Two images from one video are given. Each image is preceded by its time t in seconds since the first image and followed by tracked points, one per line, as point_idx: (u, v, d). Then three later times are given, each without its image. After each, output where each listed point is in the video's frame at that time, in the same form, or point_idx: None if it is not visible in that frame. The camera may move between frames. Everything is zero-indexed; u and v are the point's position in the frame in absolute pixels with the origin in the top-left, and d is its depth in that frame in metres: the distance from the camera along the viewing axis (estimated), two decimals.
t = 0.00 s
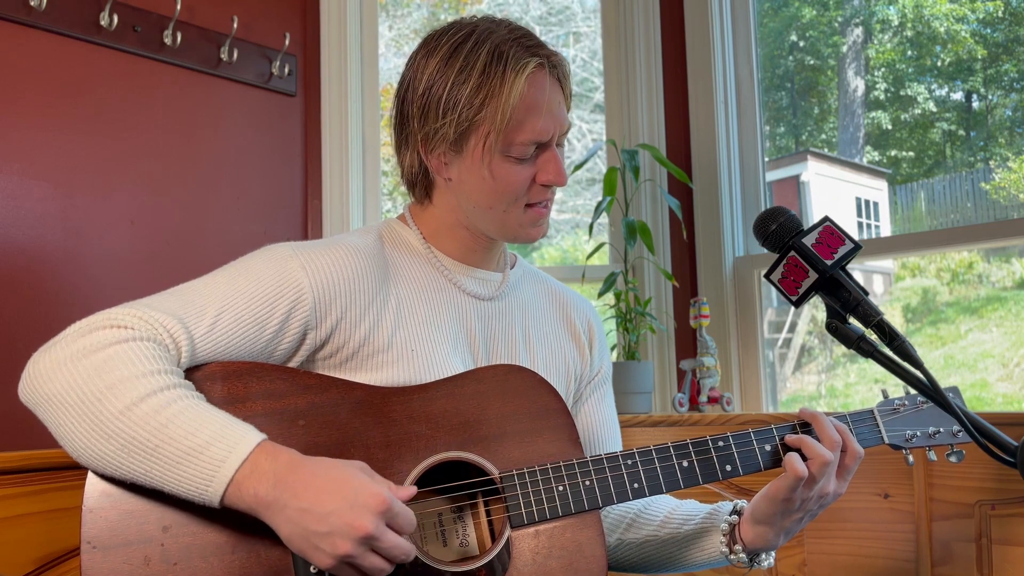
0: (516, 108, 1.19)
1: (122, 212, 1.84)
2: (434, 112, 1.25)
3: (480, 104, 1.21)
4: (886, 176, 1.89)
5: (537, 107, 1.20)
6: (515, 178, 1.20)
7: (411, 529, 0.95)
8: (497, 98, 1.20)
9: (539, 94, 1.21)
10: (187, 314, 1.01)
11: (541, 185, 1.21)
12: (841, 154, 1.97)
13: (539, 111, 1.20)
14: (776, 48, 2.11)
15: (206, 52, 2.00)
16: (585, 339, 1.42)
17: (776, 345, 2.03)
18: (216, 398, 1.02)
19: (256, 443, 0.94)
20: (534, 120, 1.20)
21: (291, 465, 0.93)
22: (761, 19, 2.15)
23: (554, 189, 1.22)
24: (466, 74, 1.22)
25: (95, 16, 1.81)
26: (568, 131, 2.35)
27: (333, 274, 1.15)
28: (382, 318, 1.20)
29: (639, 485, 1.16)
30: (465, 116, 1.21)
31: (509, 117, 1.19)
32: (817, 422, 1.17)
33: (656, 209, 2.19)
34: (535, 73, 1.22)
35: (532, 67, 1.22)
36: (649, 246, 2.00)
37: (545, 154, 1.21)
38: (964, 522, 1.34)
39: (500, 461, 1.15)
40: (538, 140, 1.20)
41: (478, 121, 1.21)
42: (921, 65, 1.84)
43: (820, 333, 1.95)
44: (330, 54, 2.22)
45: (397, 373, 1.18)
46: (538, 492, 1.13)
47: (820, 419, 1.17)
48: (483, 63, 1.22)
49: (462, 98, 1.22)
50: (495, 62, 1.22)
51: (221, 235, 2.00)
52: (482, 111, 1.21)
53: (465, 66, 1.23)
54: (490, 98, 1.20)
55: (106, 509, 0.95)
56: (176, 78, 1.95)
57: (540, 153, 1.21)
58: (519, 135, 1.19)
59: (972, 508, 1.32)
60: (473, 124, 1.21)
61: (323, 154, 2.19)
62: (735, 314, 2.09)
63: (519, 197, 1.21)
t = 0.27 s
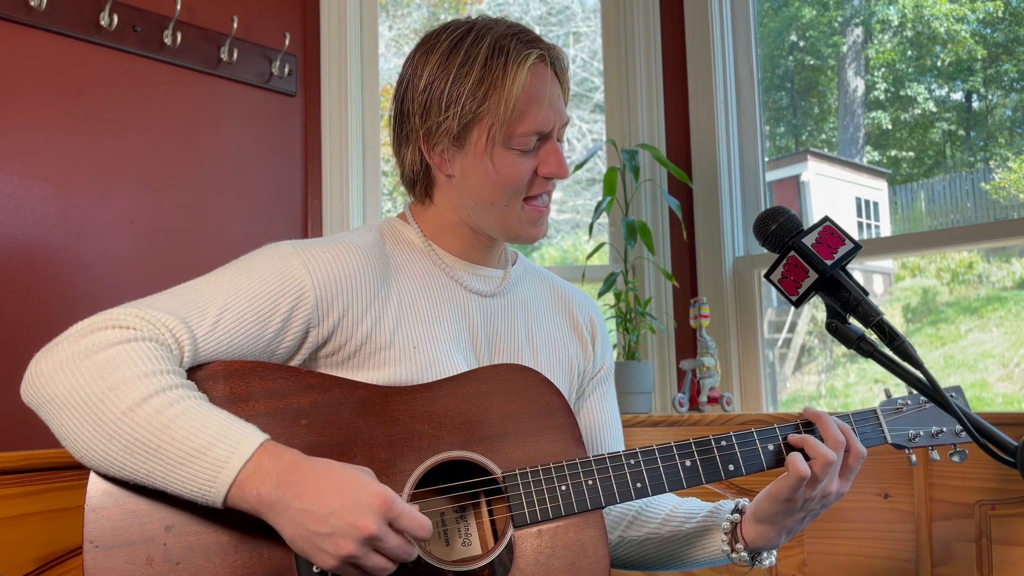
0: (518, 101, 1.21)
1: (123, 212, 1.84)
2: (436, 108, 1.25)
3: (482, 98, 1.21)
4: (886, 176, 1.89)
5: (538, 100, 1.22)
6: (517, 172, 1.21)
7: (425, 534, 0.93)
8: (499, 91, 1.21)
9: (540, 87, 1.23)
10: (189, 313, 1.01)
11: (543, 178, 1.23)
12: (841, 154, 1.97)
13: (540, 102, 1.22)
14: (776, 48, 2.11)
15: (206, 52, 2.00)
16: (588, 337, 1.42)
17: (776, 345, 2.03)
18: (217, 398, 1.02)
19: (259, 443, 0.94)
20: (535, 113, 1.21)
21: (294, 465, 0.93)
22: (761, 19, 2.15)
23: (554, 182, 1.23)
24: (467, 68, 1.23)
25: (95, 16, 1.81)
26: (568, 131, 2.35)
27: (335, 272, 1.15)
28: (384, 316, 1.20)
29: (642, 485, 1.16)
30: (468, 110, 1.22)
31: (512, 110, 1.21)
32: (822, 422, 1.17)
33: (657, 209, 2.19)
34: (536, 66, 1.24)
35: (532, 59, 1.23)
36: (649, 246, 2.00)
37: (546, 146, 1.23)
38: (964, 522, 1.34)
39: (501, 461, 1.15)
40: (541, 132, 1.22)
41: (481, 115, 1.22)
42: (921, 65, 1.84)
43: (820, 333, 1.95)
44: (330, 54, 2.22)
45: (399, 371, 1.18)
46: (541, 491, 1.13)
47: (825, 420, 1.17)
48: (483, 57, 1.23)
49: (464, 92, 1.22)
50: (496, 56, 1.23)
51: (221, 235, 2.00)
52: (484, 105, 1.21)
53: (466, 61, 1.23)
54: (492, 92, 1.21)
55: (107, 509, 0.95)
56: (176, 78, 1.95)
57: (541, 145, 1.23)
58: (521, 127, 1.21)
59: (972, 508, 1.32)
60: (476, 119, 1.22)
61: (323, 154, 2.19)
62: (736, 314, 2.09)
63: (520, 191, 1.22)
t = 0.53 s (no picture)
0: (525, 88, 1.24)
1: (122, 212, 1.84)
2: (444, 111, 1.27)
3: (491, 91, 1.24)
4: (886, 176, 1.89)
5: (544, 84, 1.26)
6: (535, 156, 1.24)
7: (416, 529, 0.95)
8: (506, 82, 1.24)
9: (544, 72, 1.27)
10: (187, 314, 1.01)
11: (559, 159, 1.25)
12: (841, 154, 1.97)
13: (544, 87, 1.25)
14: (776, 48, 2.11)
15: (206, 52, 2.00)
16: (586, 338, 1.42)
17: (776, 345, 2.03)
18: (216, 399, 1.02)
19: (254, 444, 0.94)
20: (542, 96, 1.25)
21: (291, 466, 0.93)
22: (761, 19, 2.15)
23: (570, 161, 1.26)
24: (470, 66, 1.25)
25: (95, 16, 1.81)
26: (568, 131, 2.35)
27: (333, 274, 1.15)
28: (383, 317, 1.20)
29: (641, 483, 1.16)
30: (478, 105, 1.24)
31: (522, 97, 1.24)
32: (828, 422, 1.17)
33: (657, 209, 2.19)
34: (535, 53, 1.27)
35: (530, 46, 1.27)
36: (649, 246, 2.00)
37: (556, 128, 1.26)
38: (964, 522, 1.34)
39: (500, 461, 1.15)
40: (550, 112, 1.26)
41: (492, 108, 1.24)
42: (920, 65, 1.84)
43: (820, 333, 1.95)
44: (330, 54, 2.22)
45: (397, 372, 1.18)
46: (539, 490, 1.13)
47: (829, 421, 1.17)
48: (484, 53, 1.26)
49: (471, 89, 1.25)
50: (495, 50, 1.26)
51: (221, 235, 2.00)
52: (494, 98, 1.24)
53: (467, 59, 1.26)
54: (499, 84, 1.24)
55: (106, 509, 0.95)
56: (176, 78, 1.95)
57: (552, 126, 1.26)
58: (531, 111, 1.24)
59: (972, 508, 1.32)
60: (487, 113, 1.24)
61: (323, 154, 2.19)
62: (736, 314, 2.09)
63: (541, 172, 1.24)
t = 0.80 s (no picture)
0: (523, 95, 1.23)
1: (122, 212, 1.84)
2: (441, 105, 1.27)
3: (490, 92, 1.24)
4: (886, 176, 1.89)
5: (544, 94, 1.25)
6: (525, 165, 1.23)
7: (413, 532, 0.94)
8: (506, 86, 1.23)
9: (546, 82, 1.25)
10: (186, 316, 1.01)
11: (550, 172, 1.24)
12: (841, 154, 1.97)
13: (546, 96, 1.24)
14: (776, 48, 2.11)
15: (206, 52, 2.00)
16: (585, 341, 1.42)
17: (776, 345, 2.03)
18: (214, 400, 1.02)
19: (254, 444, 0.94)
20: (541, 107, 1.24)
21: (289, 464, 0.93)
22: (761, 19, 2.15)
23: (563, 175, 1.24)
24: (473, 65, 1.25)
25: (95, 16, 1.81)
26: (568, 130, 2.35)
27: (332, 275, 1.15)
28: (381, 319, 1.20)
29: (639, 483, 1.16)
30: (474, 105, 1.24)
31: (519, 104, 1.23)
32: (831, 427, 1.16)
33: (657, 209, 2.19)
34: (540, 61, 1.26)
35: (537, 54, 1.26)
36: (649, 246, 2.00)
37: (553, 140, 1.25)
38: (963, 522, 1.34)
39: (499, 461, 1.15)
40: (547, 125, 1.24)
41: (488, 109, 1.24)
42: (920, 65, 1.84)
43: (820, 333, 1.95)
44: (330, 54, 2.22)
45: (396, 374, 1.18)
46: (537, 491, 1.13)
47: (834, 426, 1.16)
48: (489, 54, 1.25)
49: (470, 88, 1.25)
50: (500, 53, 1.26)
51: (221, 235, 2.00)
52: (491, 99, 1.24)
53: (472, 58, 1.26)
54: (499, 87, 1.24)
55: (105, 510, 0.95)
56: (176, 78, 1.95)
57: (549, 139, 1.25)
58: (527, 120, 1.23)
59: (972, 508, 1.33)
60: (483, 113, 1.24)
61: (323, 153, 2.19)
62: (736, 314, 2.09)
63: (530, 183, 1.23)
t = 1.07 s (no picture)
0: (525, 94, 1.23)
1: (122, 212, 1.84)
2: (443, 105, 1.27)
3: (491, 92, 1.24)
4: (886, 176, 1.89)
5: (546, 94, 1.25)
6: (527, 165, 1.22)
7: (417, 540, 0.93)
8: (508, 85, 1.23)
9: (548, 82, 1.26)
10: (187, 316, 1.01)
11: (553, 172, 1.23)
12: (841, 154, 1.97)
13: (547, 96, 1.24)
14: (776, 48, 2.11)
15: (206, 52, 2.00)
16: (584, 344, 1.43)
17: (776, 345, 2.03)
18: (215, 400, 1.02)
19: (254, 448, 0.94)
20: (542, 107, 1.24)
21: (289, 470, 0.93)
22: (761, 19, 2.15)
23: (565, 175, 1.24)
24: (474, 64, 1.25)
25: (95, 16, 1.81)
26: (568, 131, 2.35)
27: (333, 277, 1.15)
28: (382, 320, 1.20)
29: (640, 483, 1.16)
30: (477, 104, 1.24)
31: (522, 103, 1.23)
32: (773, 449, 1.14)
33: (657, 209, 2.19)
34: (541, 60, 1.27)
35: (537, 52, 1.26)
36: (649, 246, 2.00)
37: (556, 141, 1.25)
38: (963, 523, 1.34)
39: (499, 461, 1.15)
40: (550, 127, 1.23)
41: (490, 108, 1.24)
42: (920, 65, 1.84)
43: (820, 333, 1.95)
44: (330, 54, 2.22)
45: (397, 375, 1.18)
46: (538, 490, 1.13)
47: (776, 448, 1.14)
48: (490, 52, 1.26)
49: (472, 87, 1.25)
50: (501, 52, 1.26)
51: (221, 234, 2.00)
52: (494, 99, 1.24)
53: (472, 57, 1.26)
54: (501, 86, 1.24)
55: (105, 509, 0.95)
56: (176, 78, 1.95)
57: (551, 139, 1.24)
58: (529, 121, 1.23)
59: (972, 508, 1.33)
60: (485, 112, 1.24)
61: (323, 153, 2.19)
62: (736, 314, 2.09)
63: (532, 183, 1.23)
